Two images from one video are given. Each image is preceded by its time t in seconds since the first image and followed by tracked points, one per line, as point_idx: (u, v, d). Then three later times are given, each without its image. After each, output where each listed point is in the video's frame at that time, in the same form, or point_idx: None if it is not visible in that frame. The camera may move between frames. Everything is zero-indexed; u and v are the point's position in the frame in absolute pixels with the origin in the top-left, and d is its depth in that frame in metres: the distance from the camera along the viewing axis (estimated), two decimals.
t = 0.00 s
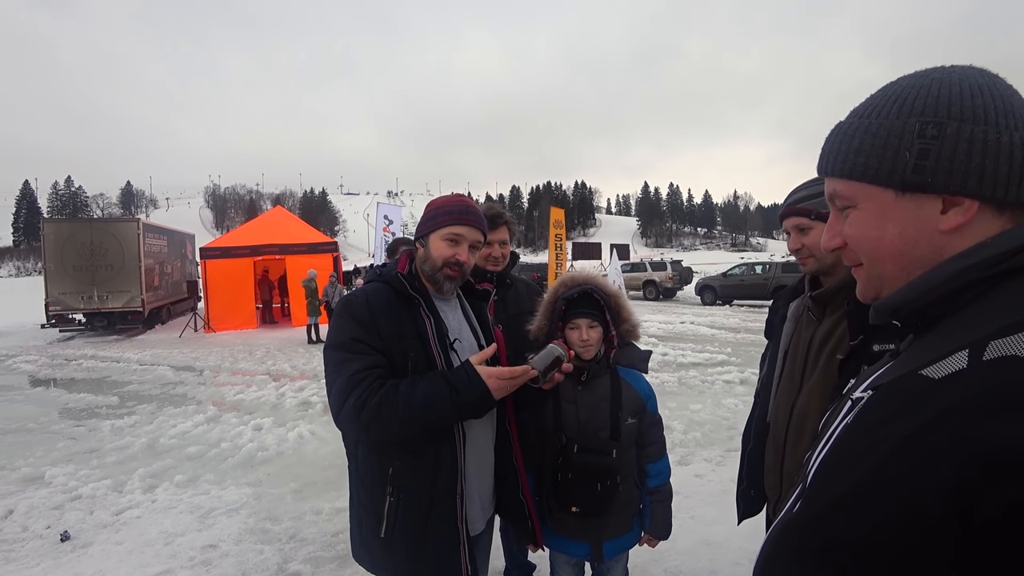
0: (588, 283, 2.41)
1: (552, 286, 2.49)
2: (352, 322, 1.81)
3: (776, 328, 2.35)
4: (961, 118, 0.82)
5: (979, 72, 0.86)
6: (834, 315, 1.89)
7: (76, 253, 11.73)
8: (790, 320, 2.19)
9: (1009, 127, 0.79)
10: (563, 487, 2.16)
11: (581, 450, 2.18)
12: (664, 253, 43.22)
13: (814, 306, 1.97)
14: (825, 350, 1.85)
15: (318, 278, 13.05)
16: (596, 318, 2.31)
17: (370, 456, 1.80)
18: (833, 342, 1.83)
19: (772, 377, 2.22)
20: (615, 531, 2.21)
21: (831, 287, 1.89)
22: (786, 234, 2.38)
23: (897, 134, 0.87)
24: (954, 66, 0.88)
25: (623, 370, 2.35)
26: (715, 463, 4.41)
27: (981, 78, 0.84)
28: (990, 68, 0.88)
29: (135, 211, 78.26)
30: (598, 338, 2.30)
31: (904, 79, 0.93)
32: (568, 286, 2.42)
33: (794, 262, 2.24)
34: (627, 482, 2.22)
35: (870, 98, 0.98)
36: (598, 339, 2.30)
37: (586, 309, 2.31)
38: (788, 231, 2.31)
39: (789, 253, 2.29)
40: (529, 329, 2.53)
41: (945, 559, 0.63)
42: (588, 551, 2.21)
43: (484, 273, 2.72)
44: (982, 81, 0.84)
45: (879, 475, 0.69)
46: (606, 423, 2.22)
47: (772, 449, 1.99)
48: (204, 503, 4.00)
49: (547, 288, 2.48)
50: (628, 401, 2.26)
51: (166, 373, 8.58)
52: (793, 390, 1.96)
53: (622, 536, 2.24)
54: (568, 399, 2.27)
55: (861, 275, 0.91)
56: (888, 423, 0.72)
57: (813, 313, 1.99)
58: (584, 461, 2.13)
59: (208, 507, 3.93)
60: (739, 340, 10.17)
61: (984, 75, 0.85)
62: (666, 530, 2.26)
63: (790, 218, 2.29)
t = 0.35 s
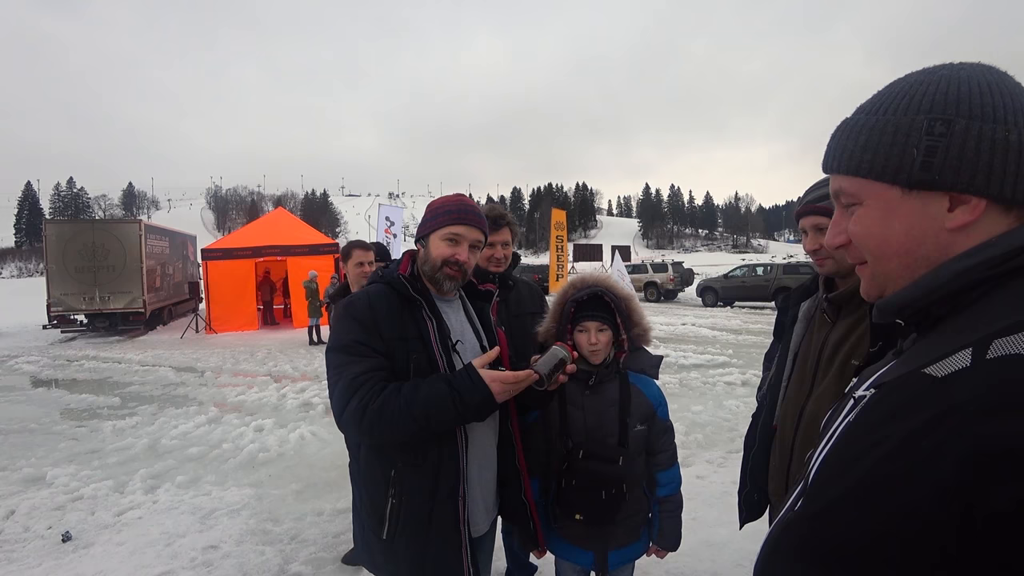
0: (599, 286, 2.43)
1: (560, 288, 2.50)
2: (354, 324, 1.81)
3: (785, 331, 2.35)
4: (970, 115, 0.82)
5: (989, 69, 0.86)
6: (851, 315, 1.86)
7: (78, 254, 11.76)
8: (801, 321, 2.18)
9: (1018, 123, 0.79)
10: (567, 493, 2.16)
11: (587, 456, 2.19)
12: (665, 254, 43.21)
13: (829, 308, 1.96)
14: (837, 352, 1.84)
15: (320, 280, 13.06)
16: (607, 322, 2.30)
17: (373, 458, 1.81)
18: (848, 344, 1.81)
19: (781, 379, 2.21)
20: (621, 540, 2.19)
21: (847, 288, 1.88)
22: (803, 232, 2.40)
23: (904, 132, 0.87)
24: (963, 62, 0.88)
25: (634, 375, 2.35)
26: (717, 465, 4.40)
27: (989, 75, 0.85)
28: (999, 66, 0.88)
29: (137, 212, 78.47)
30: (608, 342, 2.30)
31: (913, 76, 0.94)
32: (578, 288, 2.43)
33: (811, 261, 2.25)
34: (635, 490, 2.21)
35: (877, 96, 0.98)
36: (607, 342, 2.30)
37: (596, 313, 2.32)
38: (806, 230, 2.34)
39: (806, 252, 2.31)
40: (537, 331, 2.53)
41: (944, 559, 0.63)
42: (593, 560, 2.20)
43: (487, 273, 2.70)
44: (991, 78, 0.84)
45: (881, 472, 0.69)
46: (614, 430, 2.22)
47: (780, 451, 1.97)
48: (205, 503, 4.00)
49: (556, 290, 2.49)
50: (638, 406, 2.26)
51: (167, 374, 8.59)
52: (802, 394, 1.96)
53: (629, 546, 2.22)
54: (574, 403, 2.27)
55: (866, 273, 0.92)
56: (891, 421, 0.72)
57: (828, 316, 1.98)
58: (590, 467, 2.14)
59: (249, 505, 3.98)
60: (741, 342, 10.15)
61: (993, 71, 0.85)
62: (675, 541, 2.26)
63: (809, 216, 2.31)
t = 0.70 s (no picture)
0: (605, 286, 2.43)
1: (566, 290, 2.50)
2: (355, 327, 1.81)
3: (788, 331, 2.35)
4: (977, 114, 0.82)
5: (997, 68, 0.86)
6: (855, 316, 1.87)
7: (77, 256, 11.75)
8: (805, 322, 2.18)
9: None
10: (571, 496, 2.16)
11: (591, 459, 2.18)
12: (664, 255, 43.26)
13: (832, 309, 1.97)
14: (839, 353, 1.85)
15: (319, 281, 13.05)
16: (613, 323, 2.32)
17: (374, 460, 1.81)
18: (851, 344, 1.82)
19: (783, 380, 2.21)
20: (625, 545, 2.18)
21: (851, 289, 1.88)
22: (811, 231, 2.41)
23: (910, 131, 0.87)
24: (970, 61, 0.88)
25: (640, 377, 2.34)
26: (717, 466, 4.40)
27: (997, 74, 0.84)
28: (1008, 65, 0.88)
29: (136, 214, 78.27)
30: (614, 343, 2.30)
31: (920, 75, 0.94)
32: (584, 289, 2.43)
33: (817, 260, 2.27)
34: (640, 494, 2.20)
35: (883, 93, 0.98)
36: (615, 343, 2.30)
37: (602, 314, 2.33)
38: (813, 228, 2.35)
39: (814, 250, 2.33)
40: (542, 333, 2.53)
41: (943, 558, 0.63)
42: (597, 565, 2.19)
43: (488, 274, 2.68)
44: (998, 78, 0.84)
45: (882, 471, 0.69)
46: (620, 433, 2.22)
47: (781, 452, 1.97)
48: (205, 506, 3.98)
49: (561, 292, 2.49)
50: (644, 409, 2.24)
51: (166, 376, 8.57)
52: (804, 395, 1.96)
53: (633, 551, 2.22)
54: (579, 405, 2.26)
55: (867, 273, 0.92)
56: (891, 421, 0.71)
57: (832, 316, 1.98)
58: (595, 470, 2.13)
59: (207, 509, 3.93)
60: (740, 343, 10.16)
61: (1000, 71, 0.85)
62: (682, 546, 2.22)
63: (816, 214, 2.31)
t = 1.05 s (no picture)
0: (604, 287, 2.44)
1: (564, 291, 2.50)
2: (355, 330, 1.81)
3: (784, 331, 2.36)
4: (978, 114, 0.82)
5: (998, 68, 0.87)
6: (851, 315, 1.87)
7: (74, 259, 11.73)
8: (800, 321, 2.19)
9: None
10: (571, 495, 2.16)
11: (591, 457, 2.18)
12: (662, 255, 43.34)
13: (827, 309, 1.98)
14: (835, 353, 1.85)
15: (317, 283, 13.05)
16: (612, 323, 2.32)
17: (374, 463, 1.80)
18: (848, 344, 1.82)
19: (780, 380, 2.22)
20: (625, 541, 2.19)
21: (846, 289, 1.89)
22: (804, 233, 2.42)
23: (911, 128, 0.88)
24: (972, 60, 0.89)
25: (638, 376, 2.33)
26: (717, 466, 4.41)
27: (998, 74, 0.85)
28: (1008, 65, 0.89)
29: (132, 218, 78.15)
30: (613, 343, 2.31)
31: (921, 72, 0.94)
32: (582, 290, 2.43)
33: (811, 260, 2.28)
34: (640, 491, 2.21)
35: (884, 91, 0.99)
36: (613, 344, 2.31)
37: (600, 314, 2.33)
38: (806, 230, 2.36)
39: (807, 252, 2.34)
40: (541, 333, 2.54)
41: (945, 558, 0.64)
42: (597, 562, 2.20)
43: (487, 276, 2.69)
44: (999, 78, 0.85)
45: (880, 472, 0.69)
46: (619, 431, 2.22)
47: (779, 452, 1.98)
48: (204, 510, 3.98)
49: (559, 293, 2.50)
50: (642, 408, 2.25)
51: (164, 379, 8.56)
52: (801, 395, 1.96)
53: (634, 548, 2.23)
54: (578, 404, 2.27)
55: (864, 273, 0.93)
56: (890, 423, 0.72)
57: (827, 316, 1.99)
58: (595, 469, 2.13)
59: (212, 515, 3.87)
60: (738, 343, 10.19)
61: (1001, 71, 0.86)
62: (681, 544, 2.23)
63: (810, 215, 2.32)
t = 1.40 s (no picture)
0: (599, 287, 2.45)
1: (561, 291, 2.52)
2: (357, 334, 1.82)
3: (782, 330, 2.37)
4: (974, 116, 0.84)
5: (992, 70, 0.88)
6: (846, 314, 1.89)
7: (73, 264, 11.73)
8: (797, 320, 2.21)
9: (1020, 125, 0.81)
10: (570, 490, 2.18)
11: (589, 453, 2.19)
12: (661, 254, 43.36)
13: (823, 308, 1.99)
14: (831, 352, 1.87)
15: (317, 285, 13.07)
16: (607, 322, 2.33)
17: (376, 466, 1.81)
18: (844, 343, 1.84)
19: (778, 378, 2.23)
20: (623, 531, 2.22)
21: (841, 289, 1.91)
22: (801, 232, 2.43)
23: (907, 129, 0.89)
24: (967, 61, 0.90)
25: (631, 373, 2.36)
26: (718, 465, 4.42)
27: (991, 76, 0.87)
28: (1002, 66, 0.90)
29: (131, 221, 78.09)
30: (608, 342, 2.33)
31: (917, 73, 0.96)
32: (578, 291, 2.45)
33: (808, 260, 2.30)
34: (636, 483, 2.24)
35: (880, 92, 1.00)
36: (608, 342, 2.32)
37: (596, 314, 2.34)
38: (803, 230, 2.37)
39: (804, 251, 2.36)
40: (538, 333, 2.55)
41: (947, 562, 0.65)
42: (597, 552, 2.22)
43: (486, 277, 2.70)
44: (993, 79, 0.87)
45: (880, 474, 0.71)
46: (615, 426, 2.24)
47: (777, 451, 2.00)
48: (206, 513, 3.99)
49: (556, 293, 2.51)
50: (636, 403, 2.28)
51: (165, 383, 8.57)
52: (799, 394, 1.98)
53: (631, 536, 2.25)
54: (576, 402, 2.28)
55: (860, 272, 0.94)
56: (888, 426, 0.74)
57: (823, 315, 2.00)
58: (594, 465, 2.14)
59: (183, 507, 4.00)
60: (738, 341, 10.20)
61: (994, 73, 0.88)
62: (675, 529, 2.28)
63: (806, 216, 2.34)
